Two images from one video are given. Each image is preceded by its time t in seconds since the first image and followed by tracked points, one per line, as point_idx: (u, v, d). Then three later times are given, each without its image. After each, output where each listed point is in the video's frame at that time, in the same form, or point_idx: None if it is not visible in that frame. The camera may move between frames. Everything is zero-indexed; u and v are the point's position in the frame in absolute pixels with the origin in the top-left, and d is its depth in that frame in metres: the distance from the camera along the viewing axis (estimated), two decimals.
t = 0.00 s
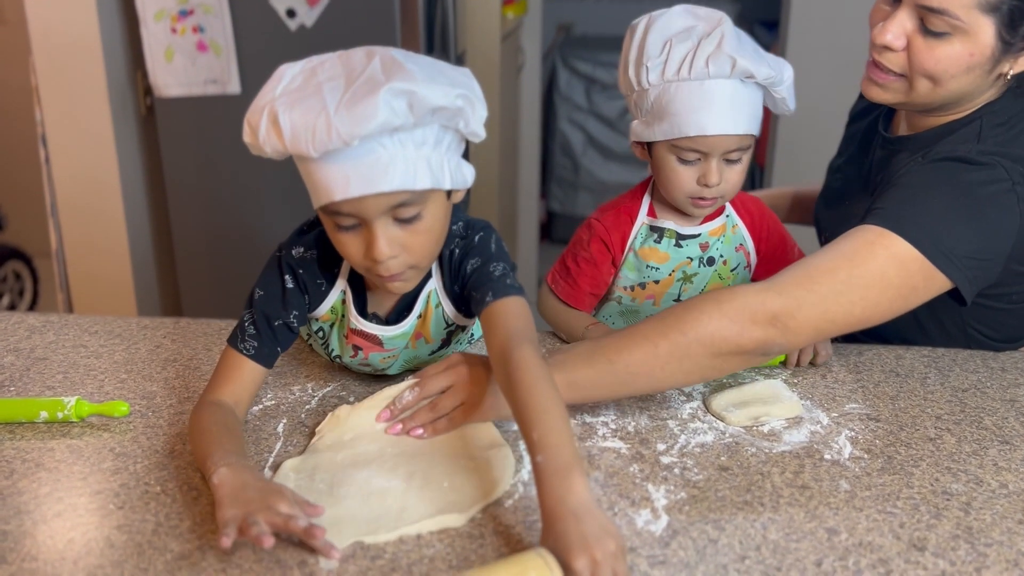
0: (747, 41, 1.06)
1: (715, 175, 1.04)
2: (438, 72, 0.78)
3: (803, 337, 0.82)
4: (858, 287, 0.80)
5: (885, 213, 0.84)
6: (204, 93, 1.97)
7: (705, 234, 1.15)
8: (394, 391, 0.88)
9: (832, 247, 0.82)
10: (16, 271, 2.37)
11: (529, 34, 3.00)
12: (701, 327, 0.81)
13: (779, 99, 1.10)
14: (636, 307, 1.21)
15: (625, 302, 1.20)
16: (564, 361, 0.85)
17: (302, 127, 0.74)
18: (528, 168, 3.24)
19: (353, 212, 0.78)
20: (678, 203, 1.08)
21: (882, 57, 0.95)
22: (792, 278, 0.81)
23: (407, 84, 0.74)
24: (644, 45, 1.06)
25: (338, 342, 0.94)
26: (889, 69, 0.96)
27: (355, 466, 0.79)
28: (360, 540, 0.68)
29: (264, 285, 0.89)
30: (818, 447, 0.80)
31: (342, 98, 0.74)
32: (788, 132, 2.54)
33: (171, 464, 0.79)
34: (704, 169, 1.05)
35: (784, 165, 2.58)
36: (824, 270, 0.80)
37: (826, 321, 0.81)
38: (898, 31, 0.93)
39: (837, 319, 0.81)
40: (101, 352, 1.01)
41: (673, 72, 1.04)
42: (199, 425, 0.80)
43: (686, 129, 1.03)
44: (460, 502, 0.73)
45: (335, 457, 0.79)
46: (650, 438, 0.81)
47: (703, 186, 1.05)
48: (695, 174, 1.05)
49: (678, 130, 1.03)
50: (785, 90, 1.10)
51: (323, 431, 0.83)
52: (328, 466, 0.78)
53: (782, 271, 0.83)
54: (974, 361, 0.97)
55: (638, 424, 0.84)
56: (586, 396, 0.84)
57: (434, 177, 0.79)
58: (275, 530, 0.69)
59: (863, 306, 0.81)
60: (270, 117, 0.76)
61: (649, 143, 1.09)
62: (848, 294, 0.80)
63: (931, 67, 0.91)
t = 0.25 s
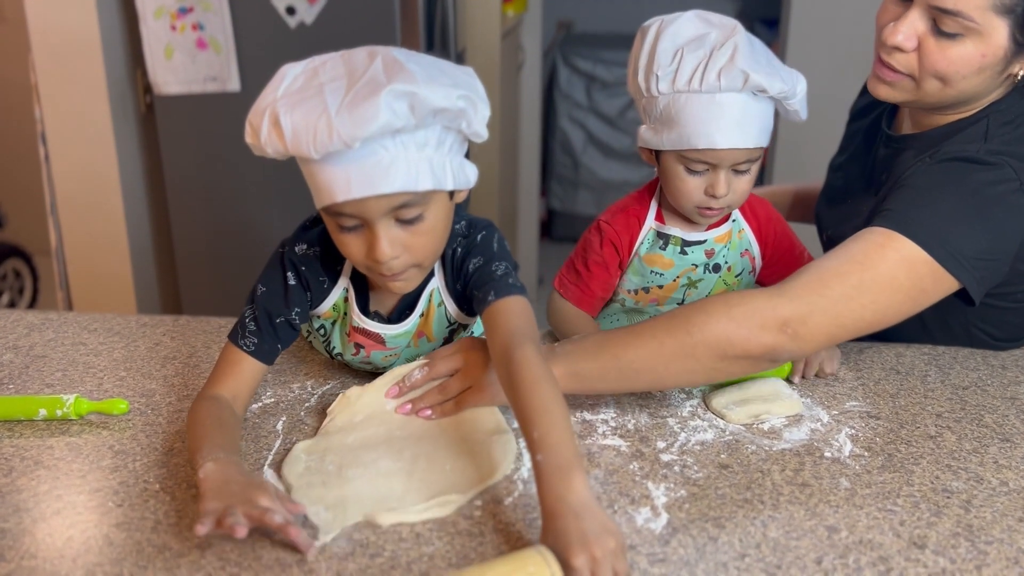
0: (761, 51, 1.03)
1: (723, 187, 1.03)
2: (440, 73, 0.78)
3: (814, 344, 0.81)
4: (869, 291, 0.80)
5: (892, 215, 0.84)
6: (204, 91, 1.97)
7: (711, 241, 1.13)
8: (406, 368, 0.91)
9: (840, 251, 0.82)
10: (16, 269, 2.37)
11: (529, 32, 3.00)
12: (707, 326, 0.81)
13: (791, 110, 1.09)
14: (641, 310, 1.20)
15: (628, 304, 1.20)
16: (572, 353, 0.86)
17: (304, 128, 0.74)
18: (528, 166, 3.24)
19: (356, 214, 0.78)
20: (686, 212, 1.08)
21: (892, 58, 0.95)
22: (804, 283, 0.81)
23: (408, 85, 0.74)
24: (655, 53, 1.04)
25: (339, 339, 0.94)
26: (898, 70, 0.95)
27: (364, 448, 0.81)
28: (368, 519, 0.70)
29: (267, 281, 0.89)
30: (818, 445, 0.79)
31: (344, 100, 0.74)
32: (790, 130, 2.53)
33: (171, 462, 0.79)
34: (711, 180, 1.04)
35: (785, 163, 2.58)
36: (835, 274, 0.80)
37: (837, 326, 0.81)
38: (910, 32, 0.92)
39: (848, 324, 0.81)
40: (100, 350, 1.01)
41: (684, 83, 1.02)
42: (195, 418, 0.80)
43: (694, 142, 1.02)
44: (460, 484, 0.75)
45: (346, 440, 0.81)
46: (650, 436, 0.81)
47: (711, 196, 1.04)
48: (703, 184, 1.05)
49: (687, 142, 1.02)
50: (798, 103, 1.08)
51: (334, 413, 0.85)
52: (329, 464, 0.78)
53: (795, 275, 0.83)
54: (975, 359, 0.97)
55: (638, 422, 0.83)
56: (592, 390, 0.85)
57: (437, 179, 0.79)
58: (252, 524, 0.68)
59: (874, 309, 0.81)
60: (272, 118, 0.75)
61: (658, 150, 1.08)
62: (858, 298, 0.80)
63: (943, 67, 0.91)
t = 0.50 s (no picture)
0: (763, 54, 1.02)
1: (723, 192, 1.04)
2: (448, 75, 0.78)
3: (813, 344, 0.82)
4: (872, 293, 0.81)
5: (895, 216, 0.84)
6: (204, 89, 1.97)
7: (711, 244, 1.13)
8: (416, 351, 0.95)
9: (842, 252, 0.82)
10: (16, 267, 2.37)
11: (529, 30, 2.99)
12: (707, 323, 0.82)
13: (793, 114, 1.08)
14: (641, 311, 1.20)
15: (628, 306, 1.20)
16: (572, 336, 0.89)
17: (310, 128, 0.74)
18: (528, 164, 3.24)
19: (359, 213, 0.78)
20: (688, 216, 1.08)
21: (901, 60, 0.94)
22: (807, 285, 0.81)
23: (415, 87, 0.73)
24: (656, 56, 1.03)
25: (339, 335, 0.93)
26: (906, 72, 0.94)
27: (376, 418, 0.86)
28: (374, 481, 0.75)
29: (266, 276, 0.89)
30: (817, 444, 0.79)
31: (350, 100, 0.74)
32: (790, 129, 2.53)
33: (170, 461, 0.79)
34: (712, 185, 1.04)
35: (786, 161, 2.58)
36: (838, 276, 0.80)
37: (840, 327, 0.81)
38: (921, 33, 0.91)
39: (851, 324, 0.81)
40: (99, 348, 1.01)
41: (684, 87, 1.02)
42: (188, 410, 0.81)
43: (694, 147, 1.02)
44: (461, 454, 0.79)
45: (359, 410, 0.87)
46: (649, 434, 0.81)
47: (712, 202, 1.04)
48: (703, 188, 1.05)
49: (686, 147, 1.03)
50: (801, 106, 1.07)
51: (352, 389, 0.91)
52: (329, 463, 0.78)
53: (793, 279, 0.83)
54: (975, 357, 0.97)
55: (637, 421, 0.83)
56: (593, 373, 0.88)
57: (441, 180, 0.79)
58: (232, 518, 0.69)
59: (877, 309, 0.81)
60: (278, 116, 0.75)
61: (659, 153, 1.08)
62: (860, 299, 0.81)
63: (953, 69, 0.90)
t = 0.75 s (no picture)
0: (756, 52, 1.02)
1: (718, 190, 1.03)
2: (457, 81, 0.77)
3: (812, 344, 0.82)
4: (871, 291, 0.81)
5: (896, 215, 0.84)
6: (203, 88, 1.96)
7: (709, 243, 1.13)
8: (420, 348, 0.95)
9: (841, 251, 0.83)
10: (15, 266, 2.37)
11: (529, 29, 2.99)
12: (706, 321, 0.84)
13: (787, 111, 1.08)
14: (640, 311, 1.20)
15: (628, 306, 1.20)
16: (574, 335, 0.90)
17: (316, 128, 0.74)
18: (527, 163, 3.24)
19: (358, 209, 0.79)
20: (684, 214, 1.08)
21: (904, 59, 0.94)
22: (806, 284, 0.81)
23: (423, 97, 0.73)
24: (649, 55, 1.03)
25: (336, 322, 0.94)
26: (909, 71, 0.94)
27: (380, 412, 0.86)
28: (373, 478, 0.75)
29: (266, 258, 0.92)
30: (817, 442, 0.79)
31: (357, 102, 0.73)
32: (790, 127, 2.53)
33: (169, 460, 0.79)
34: (707, 183, 1.04)
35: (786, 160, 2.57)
36: (838, 274, 0.81)
37: (838, 326, 0.82)
38: (925, 33, 0.91)
39: (850, 323, 0.82)
40: (99, 347, 1.01)
41: (678, 85, 1.01)
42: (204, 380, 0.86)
43: (689, 145, 1.02)
44: (465, 448, 0.80)
45: (363, 405, 0.87)
46: (649, 433, 0.81)
47: (706, 200, 1.04)
48: (698, 186, 1.04)
49: (681, 145, 1.02)
50: (794, 103, 1.07)
51: (354, 385, 0.91)
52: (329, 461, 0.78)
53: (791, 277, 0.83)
54: (975, 356, 0.97)
55: (637, 419, 0.83)
56: (593, 371, 0.89)
57: (442, 184, 0.80)
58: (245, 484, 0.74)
59: (876, 307, 0.82)
60: (284, 113, 0.75)
61: (654, 153, 1.08)
62: (858, 298, 0.81)
63: (956, 69, 0.90)
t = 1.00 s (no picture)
0: (751, 48, 1.02)
1: (715, 187, 1.03)
2: (458, 57, 0.78)
3: (816, 342, 0.82)
4: (874, 288, 0.81)
5: (899, 212, 0.84)
6: (202, 86, 1.96)
7: (709, 242, 1.13)
8: (429, 338, 0.98)
9: (844, 250, 0.82)
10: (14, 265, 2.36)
11: (529, 27, 2.99)
12: (705, 319, 0.84)
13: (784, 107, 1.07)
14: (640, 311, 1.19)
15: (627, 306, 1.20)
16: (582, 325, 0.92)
17: (318, 98, 0.75)
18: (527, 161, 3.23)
19: (358, 183, 0.80)
20: (682, 212, 1.07)
21: (906, 57, 0.93)
22: (809, 282, 0.81)
23: (424, 69, 0.74)
24: (644, 53, 1.03)
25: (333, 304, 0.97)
26: (911, 68, 0.94)
27: (389, 400, 0.88)
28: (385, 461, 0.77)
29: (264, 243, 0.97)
30: (818, 441, 0.79)
31: (359, 74, 0.74)
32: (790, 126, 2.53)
33: (169, 458, 0.78)
34: (704, 180, 1.03)
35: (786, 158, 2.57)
36: (841, 273, 0.81)
37: (843, 324, 0.81)
38: (927, 31, 0.90)
39: (855, 321, 0.82)
40: (98, 346, 1.01)
41: (673, 82, 1.01)
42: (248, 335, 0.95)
43: (685, 142, 1.01)
44: (473, 435, 0.81)
45: (372, 394, 0.89)
46: (650, 433, 0.81)
47: (704, 197, 1.04)
48: (696, 184, 1.04)
49: (677, 142, 1.02)
50: (791, 99, 1.06)
51: (369, 372, 0.94)
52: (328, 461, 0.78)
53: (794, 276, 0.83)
54: (976, 355, 0.97)
55: (638, 419, 0.83)
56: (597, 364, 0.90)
57: (440, 160, 0.80)
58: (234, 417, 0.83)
59: (880, 307, 0.82)
60: (287, 83, 0.76)
61: (651, 151, 1.08)
62: (862, 297, 0.81)
63: (958, 67, 0.90)
